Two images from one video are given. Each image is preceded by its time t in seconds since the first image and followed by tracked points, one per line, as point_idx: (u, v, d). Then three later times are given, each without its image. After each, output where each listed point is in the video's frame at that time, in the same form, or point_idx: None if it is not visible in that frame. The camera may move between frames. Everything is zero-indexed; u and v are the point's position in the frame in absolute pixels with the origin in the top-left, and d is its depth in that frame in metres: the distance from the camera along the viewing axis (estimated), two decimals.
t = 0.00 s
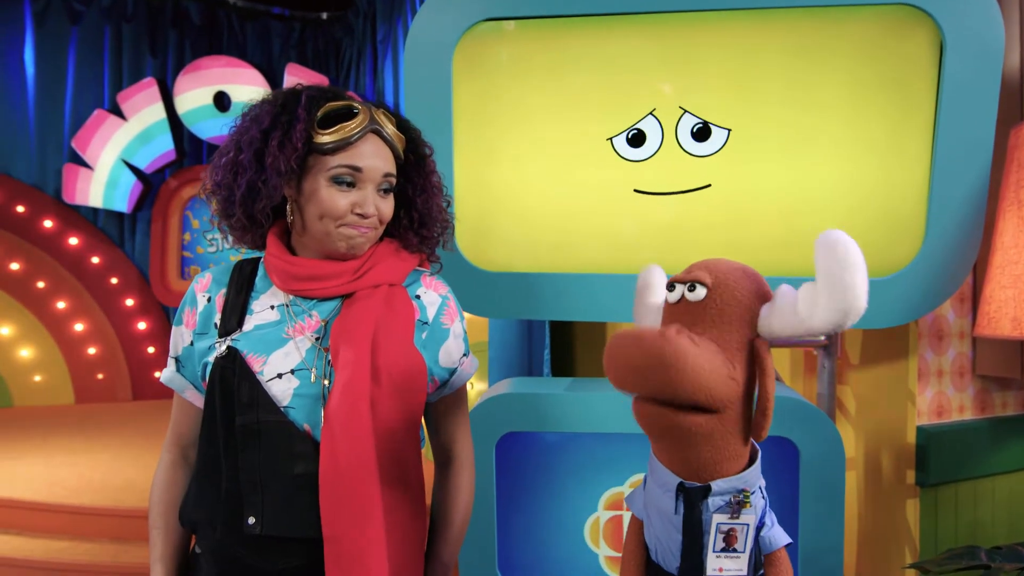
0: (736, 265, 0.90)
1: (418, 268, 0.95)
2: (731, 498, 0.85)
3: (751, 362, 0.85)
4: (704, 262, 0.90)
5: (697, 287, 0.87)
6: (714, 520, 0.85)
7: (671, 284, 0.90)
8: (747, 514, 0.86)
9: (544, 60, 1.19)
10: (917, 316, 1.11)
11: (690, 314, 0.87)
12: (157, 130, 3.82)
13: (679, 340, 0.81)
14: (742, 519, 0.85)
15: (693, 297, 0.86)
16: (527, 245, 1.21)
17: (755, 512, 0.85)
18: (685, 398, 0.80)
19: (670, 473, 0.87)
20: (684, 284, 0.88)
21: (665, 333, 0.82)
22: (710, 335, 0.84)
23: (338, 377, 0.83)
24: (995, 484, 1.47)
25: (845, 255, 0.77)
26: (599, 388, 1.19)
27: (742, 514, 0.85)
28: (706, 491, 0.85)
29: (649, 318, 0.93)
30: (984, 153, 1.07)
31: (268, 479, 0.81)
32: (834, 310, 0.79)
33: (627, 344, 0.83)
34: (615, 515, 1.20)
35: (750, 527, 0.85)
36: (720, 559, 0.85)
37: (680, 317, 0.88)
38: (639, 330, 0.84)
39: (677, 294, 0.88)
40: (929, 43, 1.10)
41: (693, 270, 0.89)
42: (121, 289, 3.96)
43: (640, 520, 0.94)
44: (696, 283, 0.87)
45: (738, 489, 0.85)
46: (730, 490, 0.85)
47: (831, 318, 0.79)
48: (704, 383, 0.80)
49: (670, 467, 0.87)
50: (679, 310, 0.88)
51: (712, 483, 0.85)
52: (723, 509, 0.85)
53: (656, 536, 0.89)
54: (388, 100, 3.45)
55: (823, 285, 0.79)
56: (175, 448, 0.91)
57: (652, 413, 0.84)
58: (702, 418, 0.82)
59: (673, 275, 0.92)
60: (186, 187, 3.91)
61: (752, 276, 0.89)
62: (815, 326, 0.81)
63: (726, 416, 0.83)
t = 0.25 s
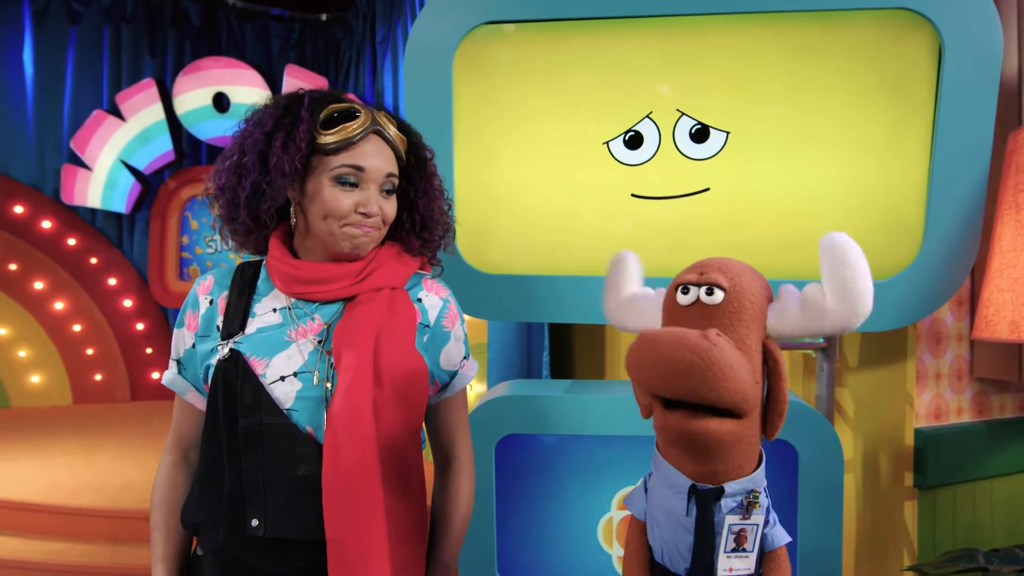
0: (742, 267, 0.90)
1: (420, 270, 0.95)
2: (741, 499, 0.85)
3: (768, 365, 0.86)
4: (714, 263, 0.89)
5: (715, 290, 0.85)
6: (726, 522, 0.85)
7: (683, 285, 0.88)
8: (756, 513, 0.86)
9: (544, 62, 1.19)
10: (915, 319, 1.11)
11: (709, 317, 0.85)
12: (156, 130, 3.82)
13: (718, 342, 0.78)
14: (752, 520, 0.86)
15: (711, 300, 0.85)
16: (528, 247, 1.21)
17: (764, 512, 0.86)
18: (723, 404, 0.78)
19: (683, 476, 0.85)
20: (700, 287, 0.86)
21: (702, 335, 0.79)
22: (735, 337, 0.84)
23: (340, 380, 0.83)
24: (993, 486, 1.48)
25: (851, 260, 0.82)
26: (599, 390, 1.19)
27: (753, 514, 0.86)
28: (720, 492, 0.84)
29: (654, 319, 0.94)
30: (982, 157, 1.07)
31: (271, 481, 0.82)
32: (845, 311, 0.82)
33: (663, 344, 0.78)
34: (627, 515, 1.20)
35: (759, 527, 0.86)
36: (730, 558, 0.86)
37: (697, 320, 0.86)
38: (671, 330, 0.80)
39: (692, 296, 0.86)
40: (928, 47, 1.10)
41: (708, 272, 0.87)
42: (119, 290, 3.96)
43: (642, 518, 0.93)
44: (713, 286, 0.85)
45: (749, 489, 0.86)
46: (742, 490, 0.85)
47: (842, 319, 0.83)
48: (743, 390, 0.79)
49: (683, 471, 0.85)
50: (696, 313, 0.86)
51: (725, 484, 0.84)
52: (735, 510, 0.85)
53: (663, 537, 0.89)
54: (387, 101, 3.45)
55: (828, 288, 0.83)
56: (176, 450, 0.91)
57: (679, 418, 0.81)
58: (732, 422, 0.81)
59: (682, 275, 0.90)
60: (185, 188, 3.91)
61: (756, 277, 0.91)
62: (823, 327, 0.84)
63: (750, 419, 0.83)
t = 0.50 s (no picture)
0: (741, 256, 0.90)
1: (419, 273, 0.95)
2: (747, 485, 0.86)
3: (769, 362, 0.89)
4: (727, 255, 0.87)
5: (735, 282, 0.84)
6: (734, 508, 0.85)
7: (702, 277, 0.84)
8: (760, 500, 0.87)
9: (543, 64, 1.20)
10: (910, 320, 1.12)
11: (730, 310, 0.84)
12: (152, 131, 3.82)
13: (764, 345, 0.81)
14: (756, 505, 0.86)
15: (731, 293, 0.84)
16: (527, 248, 1.22)
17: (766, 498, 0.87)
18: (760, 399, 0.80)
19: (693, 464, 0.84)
20: (721, 279, 0.84)
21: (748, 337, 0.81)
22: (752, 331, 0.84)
23: (341, 381, 0.84)
24: (988, 486, 1.49)
25: (827, 245, 0.95)
26: (597, 391, 1.19)
27: (758, 500, 0.86)
28: (729, 479, 0.84)
29: (642, 317, 0.96)
30: (977, 160, 1.08)
31: (273, 481, 0.82)
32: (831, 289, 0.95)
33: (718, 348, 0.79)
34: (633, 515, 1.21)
35: (762, 512, 0.87)
36: (735, 545, 0.86)
37: (717, 313, 0.84)
38: (725, 334, 0.80)
39: (714, 290, 0.83)
40: (923, 50, 1.11)
41: (725, 263, 0.85)
42: (115, 291, 3.95)
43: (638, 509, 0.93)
44: (733, 278, 0.84)
45: (754, 475, 0.86)
46: (748, 477, 0.85)
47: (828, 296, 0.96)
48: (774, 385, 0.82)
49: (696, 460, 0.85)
50: (717, 306, 0.84)
51: (734, 471, 0.84)
52: (741, 496, 0.86)
53: (666, 527, 0.88)
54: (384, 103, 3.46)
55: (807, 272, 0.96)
56: (176, 451, 0.91)
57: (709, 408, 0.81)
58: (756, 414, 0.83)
59: (694, 265, 0.86)
60: (181, 189, 3.90)
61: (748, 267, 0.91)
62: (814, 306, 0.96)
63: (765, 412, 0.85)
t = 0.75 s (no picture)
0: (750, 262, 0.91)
1: (419, 273, 0.96)
2: (752, 487, 0.86)
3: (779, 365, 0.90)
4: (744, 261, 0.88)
5: (758, 291, 0.85)
6: (739, 510, 0.85)
7: (728, 284, 0.84)
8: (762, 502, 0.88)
9: (543, 65, 1.20)
10: (906, 321, 1.13)
11: (751, 318, 0.85)
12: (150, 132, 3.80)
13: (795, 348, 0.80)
14: (760, 507, 0.87)
15: (755, 301, 0.84)
16: (526, 248, 1.22)
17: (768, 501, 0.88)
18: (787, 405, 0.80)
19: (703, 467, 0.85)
20: (746, 287, 0.84)
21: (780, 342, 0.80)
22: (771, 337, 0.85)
23: (343, 380, 0.84)
24: (982, 487, 1.50)
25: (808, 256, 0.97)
26: (595, 391, 1.20)
27: (761, 501, 0.87)
28: (736, 481, 0.85)
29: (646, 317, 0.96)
30: (972, 161, 1.09)
31: (275, 480, 0.83)
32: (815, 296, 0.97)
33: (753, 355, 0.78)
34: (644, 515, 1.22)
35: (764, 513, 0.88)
36: (738, 546, 0.87)
37: (740, 320, 0.84)
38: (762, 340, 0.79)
39: (739, 297, 0.83)
40: (920, 52, 1.12)
41: (747, 271, 0.86)
42: (112, 291, 3.94)
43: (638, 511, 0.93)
44: (756, 286, 0.85)
45: (758, 476, 0.87)
46: (753, 479, 0.86)
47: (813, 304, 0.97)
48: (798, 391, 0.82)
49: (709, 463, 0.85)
50: (740, 313, 0.84)
51: (742, 473, 0.85)
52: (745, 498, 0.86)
53: (672, 528, 0.88)
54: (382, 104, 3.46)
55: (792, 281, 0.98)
56: (178, 451, 0.92)
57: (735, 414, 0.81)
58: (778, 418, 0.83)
59: (717, 271, 0.86)
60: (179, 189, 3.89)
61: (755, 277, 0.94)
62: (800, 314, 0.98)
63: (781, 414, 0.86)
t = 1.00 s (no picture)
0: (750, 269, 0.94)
1: (417, 274, 0.96)
2: (752, 485, 0.88)
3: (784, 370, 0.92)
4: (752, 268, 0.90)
5: (768, 297, 0.87)
6: (740, 507, 0.86)
7: (742, 289, 0.86)
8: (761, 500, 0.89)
9: (539, 66, 1.21)
10: (898, 321, 1.14)
11: (759, 323, 0.87)
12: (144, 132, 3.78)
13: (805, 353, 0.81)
14: (759, 504, 0.88)
15: (765, 306, 0.87)
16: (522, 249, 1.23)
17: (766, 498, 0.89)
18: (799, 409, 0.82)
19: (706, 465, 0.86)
20: (758, 292, 0.86)
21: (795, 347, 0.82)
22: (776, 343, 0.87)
23: (342, 380, 0.84)
24: (973, 486, 1.52)
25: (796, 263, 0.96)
26: (591, 391, 1.20)
27: (761, 499, 0.88)
28: (738, 478, 0.86)
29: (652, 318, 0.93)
30: (963, 164, 1.10)
31: (275, 480, 0.83)
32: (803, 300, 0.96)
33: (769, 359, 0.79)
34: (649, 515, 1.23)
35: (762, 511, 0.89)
36: (738, 543, 0.87)
37: (751, 324, 0.86)
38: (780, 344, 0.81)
39: (752, 302, 0.85)
40: (912, 55, 1.13)
41: (758, 277, 0.88)
42: (105, 292, 3.93)
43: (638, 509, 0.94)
44: (767, 292, 0.87)
45: (758, 474, 0.88)
46: (753, 477, 0.87)
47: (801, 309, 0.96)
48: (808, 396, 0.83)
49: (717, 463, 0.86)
50: (751, 317, 0.86)
51: (744, 471, 0.86)
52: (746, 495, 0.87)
53: (673, 525, 0.89)
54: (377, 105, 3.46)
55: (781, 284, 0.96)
56: (176, 451, 0.92)
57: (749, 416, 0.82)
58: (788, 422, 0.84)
59: (729, 277, 0.87)
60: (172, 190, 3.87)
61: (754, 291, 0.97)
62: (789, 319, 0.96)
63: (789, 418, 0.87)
